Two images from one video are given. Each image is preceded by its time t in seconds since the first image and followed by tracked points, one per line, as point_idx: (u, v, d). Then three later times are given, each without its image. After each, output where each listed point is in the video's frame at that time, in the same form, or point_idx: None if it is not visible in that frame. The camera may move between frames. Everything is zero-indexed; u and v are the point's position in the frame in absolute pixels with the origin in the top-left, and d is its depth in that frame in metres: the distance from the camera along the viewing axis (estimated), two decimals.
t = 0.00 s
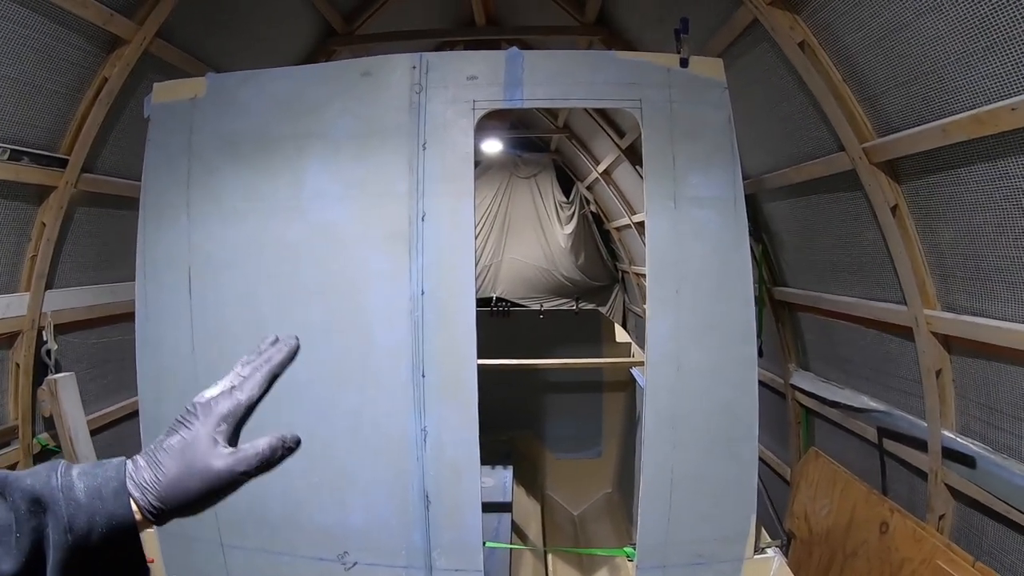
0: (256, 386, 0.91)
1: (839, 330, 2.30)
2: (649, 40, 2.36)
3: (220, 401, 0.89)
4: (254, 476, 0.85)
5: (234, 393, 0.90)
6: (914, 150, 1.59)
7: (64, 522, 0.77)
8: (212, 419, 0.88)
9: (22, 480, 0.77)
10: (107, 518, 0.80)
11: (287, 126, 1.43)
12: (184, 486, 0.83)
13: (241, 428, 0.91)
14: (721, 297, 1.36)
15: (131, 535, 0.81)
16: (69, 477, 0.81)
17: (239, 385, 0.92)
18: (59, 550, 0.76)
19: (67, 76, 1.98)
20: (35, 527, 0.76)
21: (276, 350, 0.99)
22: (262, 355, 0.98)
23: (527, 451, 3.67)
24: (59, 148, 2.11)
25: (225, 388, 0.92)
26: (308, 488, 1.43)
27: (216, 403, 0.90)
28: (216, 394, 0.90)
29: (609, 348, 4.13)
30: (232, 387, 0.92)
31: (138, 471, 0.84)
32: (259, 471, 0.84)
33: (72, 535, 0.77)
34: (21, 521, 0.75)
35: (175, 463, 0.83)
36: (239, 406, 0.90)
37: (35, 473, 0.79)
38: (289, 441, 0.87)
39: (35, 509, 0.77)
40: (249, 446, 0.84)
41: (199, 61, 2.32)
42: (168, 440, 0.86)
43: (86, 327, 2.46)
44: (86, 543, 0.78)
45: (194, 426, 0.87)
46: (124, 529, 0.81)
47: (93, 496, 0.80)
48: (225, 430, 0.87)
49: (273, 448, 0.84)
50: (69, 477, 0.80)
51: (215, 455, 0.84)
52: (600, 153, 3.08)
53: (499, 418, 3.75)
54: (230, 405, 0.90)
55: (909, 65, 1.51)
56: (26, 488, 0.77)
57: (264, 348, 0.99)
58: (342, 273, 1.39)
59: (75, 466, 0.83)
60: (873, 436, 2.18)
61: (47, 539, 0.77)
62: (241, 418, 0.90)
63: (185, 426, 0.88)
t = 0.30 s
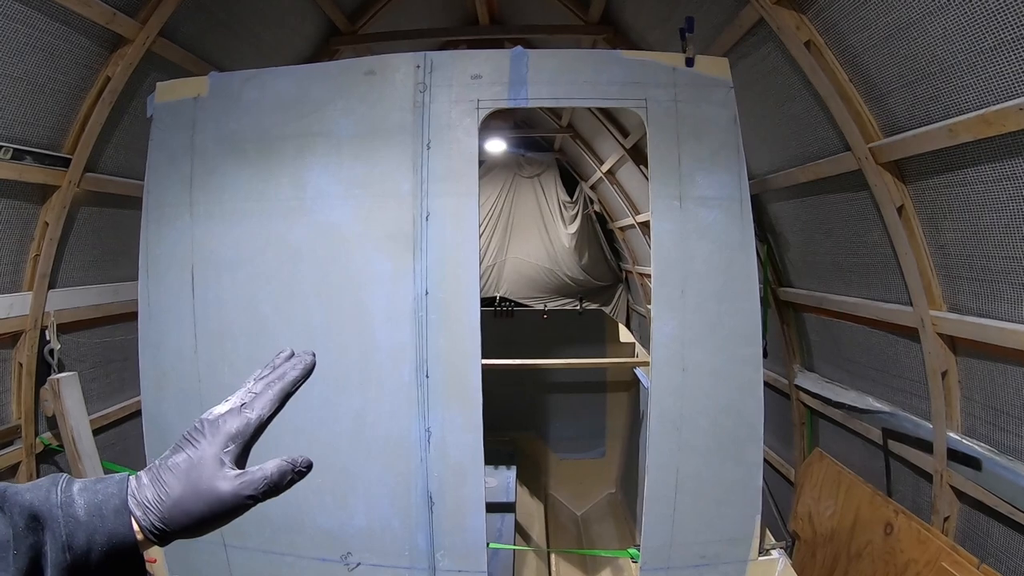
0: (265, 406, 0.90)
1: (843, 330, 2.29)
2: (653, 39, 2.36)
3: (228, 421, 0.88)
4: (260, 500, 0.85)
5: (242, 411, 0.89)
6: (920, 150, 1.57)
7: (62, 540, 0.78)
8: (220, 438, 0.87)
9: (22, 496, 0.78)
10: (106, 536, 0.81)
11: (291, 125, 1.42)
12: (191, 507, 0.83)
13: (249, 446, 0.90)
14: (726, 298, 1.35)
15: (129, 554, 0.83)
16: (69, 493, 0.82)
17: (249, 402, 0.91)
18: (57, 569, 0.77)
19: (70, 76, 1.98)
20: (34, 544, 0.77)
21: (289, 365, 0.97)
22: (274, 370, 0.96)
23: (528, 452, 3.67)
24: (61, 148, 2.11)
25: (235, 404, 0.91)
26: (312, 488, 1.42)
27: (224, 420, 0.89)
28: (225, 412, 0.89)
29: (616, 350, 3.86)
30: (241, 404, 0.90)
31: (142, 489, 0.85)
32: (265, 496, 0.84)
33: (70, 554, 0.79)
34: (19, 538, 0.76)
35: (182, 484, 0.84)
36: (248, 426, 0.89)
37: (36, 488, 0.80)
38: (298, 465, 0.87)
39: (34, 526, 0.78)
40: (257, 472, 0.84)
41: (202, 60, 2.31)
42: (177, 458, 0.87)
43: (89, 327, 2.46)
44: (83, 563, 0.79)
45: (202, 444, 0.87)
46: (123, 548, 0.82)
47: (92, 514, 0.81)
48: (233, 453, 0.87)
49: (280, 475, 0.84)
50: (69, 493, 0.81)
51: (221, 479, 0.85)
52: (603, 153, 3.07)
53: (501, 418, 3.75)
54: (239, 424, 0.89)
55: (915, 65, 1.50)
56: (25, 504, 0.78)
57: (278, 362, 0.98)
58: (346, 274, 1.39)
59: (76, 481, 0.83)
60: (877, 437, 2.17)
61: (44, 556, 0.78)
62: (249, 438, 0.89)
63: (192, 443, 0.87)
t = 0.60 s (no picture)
0: (260, 390, 0.91)
1: (842, 329, 2.29)
2: (653, 38, 2.35)
3: (222, 405, 0.88)
4: (255, 485, 0.85)
5: (237, 395, 0.90)
6: (919, 148, 1.57)
7: (56, 529, 0.77)
8: (214, 423, 0.88)
9: (15, 485, 0.76)
10: (100, 524, 0.80)
11: (289, 124, 1.42)
12: (184, 492, 0.84)
13: (243, 431, 0.91)
14: (725, 297, 1.36)
15: (124, 541, 0.82)
16: (63, 481, 0.80)
17: (244, 387, 0.92)
18: (51, 559, 0.76)
19: (68, 76, 1.98)
20: (27, 533, 0.76)
21: (284, 350, 0.98)
22: (269, 355, 0.97)
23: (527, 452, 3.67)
24: (60, 148, 2.11)
25: (229, 389, 0.92)
26: (310, 488, 1.42)
27: (218, 405, 0.89)
28: (220, 396, 0.90)
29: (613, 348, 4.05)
30: (235, 389, 0.91)
31: (135, 475, 0.85)
32: (259, 481, 0.85)
33: (64, 542, 0.77)
34: (13, 528, 0.75)
35: (175, 470, 0.84)
36: (242, 410, 0.90)
37: (30, 477, 0.79)
38: (294, 450, 0.88)
39: (26, 516, 0.76)
40: (251, 456, 0.84)
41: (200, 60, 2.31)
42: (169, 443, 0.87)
43: (88, 327, 2.46)
44: (78, 552, 0.78)
45: (195, 429, 0.87)
46: (118, 535, 0.81)
47: (86, 502, 0.80)
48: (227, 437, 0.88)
49: (275, 459, 0.85)
50: (63, 482, 0.80)
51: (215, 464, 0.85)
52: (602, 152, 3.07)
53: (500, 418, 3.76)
54: (233, 408, 0.89)
55: (915, 64, 1.50)
56: (19, 493, 0.77)
57: (274, 348, 0.99)
58: (345, 273, 1.39)
59: (70, 469, 0.83)
60: (877, 436, 2.18)
61: (39, 546, 0.77)
62: (243, 422, 0.90)
63: (186, 429, 0.88)
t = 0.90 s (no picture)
0: (260, 386, 0.91)
1: (840, 328, 2.30)
2: (651, 37, 2.36)
3: (221, 401, 0.88)
4: (254, 483, 0.84)
5: (237, 392, 0.90)
6: (917, 147, 1.57)
7: (53, 528, 0.77)
8: (212, 420, 0.88)
9: (14, 484, 0.76)
10: (97, 523, 0.79)
11: (287, 123, 1.42)
12: (183, 491, 0.83)
13: (242, 429, 0.91)
14: (722, 296, 1.36)
15: (121, 540, 0.82)
16: (61, 480, 0.80)
17: (243, 384, 0.91)
18: (49, 558, 0.76)
19: (66, 75, 1.97)
20: (25, 532, 0.76)
21: (285, 346, 0.98)
22: (270, 351, 0.97)
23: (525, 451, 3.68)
24: (57, 147, 2.10)
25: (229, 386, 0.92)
26: (308, 487, 1.42)
27: (217, 402, 0.89)
28: (218, 393, 0.89)
29: (610, 344, 4.23)
30: (235, 386, 0.91)
31: (134, 473, 0.85)
32: (258, 479, 0.84)
33: (62, 541, 0.77)
34: (10, 526, 0.75)
35: (173, 467, 0.84)
36: (241, 407, 0.89)
37: (28, 476, 0.79)
38: (293, 448, 0.87)
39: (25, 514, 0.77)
40: (249, 453, 0.83)
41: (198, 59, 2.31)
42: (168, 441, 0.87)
43: (86, 326, 2.46)
44: (76, 552, 0.78)
45: (194, 427, 0.87)
46: (116, 534, 0.81)
47: (83, 500, 0.80)
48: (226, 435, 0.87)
49: (275, 457, 0.84)
50: (61, 480, 0.80)
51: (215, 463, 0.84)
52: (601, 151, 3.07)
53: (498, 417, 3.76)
54: (232, 405, 0.89)
55: (912, 62, 1.50)
56: (17, 492, 0.76)
57: (275, 344, 0.99)
58: (343, 272, 1.39)
59: (68, 468, 0.82)
60: (875, 435, 2.18)
61: (36, 544, 0.77)
62: (242, 419, 0.89)
63: (185, 426, 0.88)
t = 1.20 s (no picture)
0: (234, 363, 0.90)
1: (839, 327, 2.30)
2: (650, 36, 2.36)
3: (199, 383, 0.87)
4: (242, 462, 0.85)
5: (214, 370, 0.89)
6: (916, 146, 1.57)
7: (42, 523, 0.76)
8: (193, 403, 0.87)
9: (5, 480, 0.76)
10: (89, 518, 0.79)
11: (286, 121, 1.42)
12: (170, 477, 0.83)
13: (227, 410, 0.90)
14: (720, 294, 1.36)
15: (114, 535, 0.81)
16: (53, 475, 0.80)
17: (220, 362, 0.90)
18: (40, 555, 0.75)
19: (65, 74, 1.98)
20: (16, 527, 0.76)
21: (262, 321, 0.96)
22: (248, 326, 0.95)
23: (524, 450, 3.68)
24: (57, 146, 2.10)
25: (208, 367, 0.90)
26: (307, 485, 1.42)
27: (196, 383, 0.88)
28: (196, 375, 0.88)
29: (610, 345, 4.05)
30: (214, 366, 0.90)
31: (121, 466, 0.84)
32: (246, 458, 0.84)
33: (52, 537, 0.76)
34: (2, 521, 0.75)
35: (158, 455, 0.84)
36: (221, 387, 0.88)
37: (21, 472, 0.79)
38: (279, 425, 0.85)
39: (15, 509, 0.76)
40: (236, 432, 0.84)
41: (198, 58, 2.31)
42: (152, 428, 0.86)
43: (86, 324, 2.46)
44: (68, 548, 0.77)
45: (175, 412, 0.87)
46: (111, 529, 0.80)
47: (74, 495, 0.79)
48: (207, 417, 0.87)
49: (257, 432, 0.84)
50: (53, 475, 0.80)
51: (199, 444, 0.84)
52: (600, 150, 3.07)
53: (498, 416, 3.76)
54: (210, 385, 0.88)
55: (911, 62, 1.50)
56: (7, 488, 0.76)
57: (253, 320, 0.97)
58: (341, 270, 1.39)
59: (62, 464, 0.82)
60: (873, 433, 2.18)
61: (28, 542, 0.76)
62: (226, 398, 0.89)
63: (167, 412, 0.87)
